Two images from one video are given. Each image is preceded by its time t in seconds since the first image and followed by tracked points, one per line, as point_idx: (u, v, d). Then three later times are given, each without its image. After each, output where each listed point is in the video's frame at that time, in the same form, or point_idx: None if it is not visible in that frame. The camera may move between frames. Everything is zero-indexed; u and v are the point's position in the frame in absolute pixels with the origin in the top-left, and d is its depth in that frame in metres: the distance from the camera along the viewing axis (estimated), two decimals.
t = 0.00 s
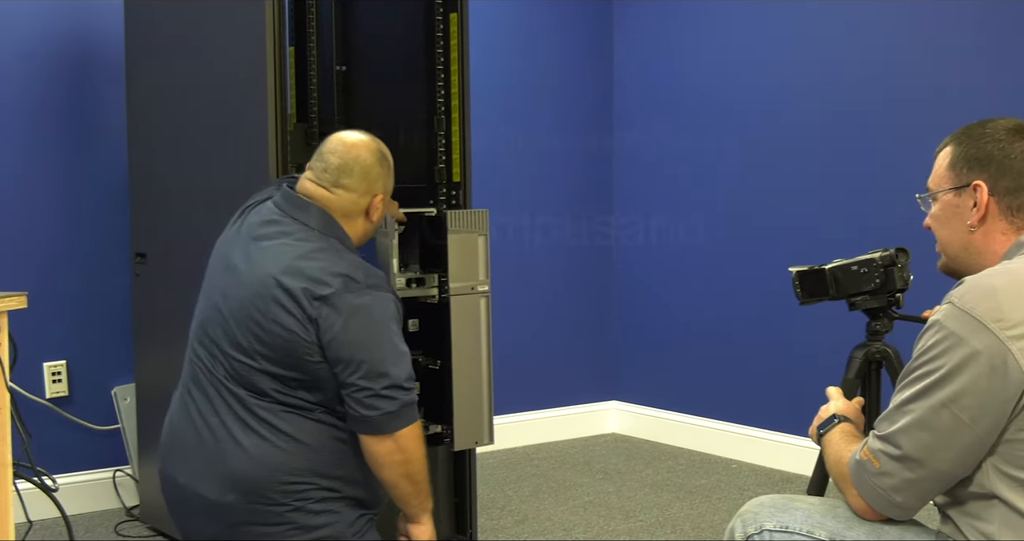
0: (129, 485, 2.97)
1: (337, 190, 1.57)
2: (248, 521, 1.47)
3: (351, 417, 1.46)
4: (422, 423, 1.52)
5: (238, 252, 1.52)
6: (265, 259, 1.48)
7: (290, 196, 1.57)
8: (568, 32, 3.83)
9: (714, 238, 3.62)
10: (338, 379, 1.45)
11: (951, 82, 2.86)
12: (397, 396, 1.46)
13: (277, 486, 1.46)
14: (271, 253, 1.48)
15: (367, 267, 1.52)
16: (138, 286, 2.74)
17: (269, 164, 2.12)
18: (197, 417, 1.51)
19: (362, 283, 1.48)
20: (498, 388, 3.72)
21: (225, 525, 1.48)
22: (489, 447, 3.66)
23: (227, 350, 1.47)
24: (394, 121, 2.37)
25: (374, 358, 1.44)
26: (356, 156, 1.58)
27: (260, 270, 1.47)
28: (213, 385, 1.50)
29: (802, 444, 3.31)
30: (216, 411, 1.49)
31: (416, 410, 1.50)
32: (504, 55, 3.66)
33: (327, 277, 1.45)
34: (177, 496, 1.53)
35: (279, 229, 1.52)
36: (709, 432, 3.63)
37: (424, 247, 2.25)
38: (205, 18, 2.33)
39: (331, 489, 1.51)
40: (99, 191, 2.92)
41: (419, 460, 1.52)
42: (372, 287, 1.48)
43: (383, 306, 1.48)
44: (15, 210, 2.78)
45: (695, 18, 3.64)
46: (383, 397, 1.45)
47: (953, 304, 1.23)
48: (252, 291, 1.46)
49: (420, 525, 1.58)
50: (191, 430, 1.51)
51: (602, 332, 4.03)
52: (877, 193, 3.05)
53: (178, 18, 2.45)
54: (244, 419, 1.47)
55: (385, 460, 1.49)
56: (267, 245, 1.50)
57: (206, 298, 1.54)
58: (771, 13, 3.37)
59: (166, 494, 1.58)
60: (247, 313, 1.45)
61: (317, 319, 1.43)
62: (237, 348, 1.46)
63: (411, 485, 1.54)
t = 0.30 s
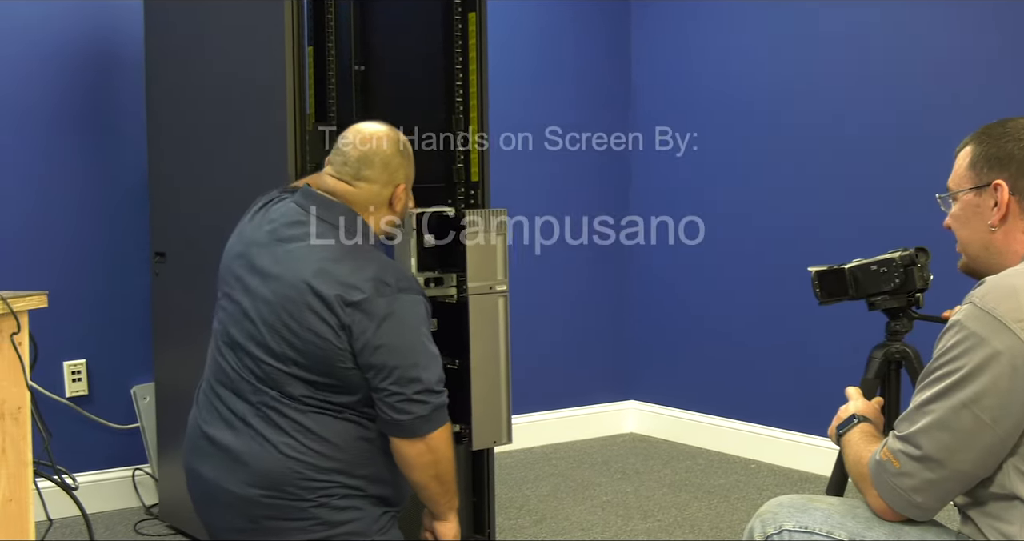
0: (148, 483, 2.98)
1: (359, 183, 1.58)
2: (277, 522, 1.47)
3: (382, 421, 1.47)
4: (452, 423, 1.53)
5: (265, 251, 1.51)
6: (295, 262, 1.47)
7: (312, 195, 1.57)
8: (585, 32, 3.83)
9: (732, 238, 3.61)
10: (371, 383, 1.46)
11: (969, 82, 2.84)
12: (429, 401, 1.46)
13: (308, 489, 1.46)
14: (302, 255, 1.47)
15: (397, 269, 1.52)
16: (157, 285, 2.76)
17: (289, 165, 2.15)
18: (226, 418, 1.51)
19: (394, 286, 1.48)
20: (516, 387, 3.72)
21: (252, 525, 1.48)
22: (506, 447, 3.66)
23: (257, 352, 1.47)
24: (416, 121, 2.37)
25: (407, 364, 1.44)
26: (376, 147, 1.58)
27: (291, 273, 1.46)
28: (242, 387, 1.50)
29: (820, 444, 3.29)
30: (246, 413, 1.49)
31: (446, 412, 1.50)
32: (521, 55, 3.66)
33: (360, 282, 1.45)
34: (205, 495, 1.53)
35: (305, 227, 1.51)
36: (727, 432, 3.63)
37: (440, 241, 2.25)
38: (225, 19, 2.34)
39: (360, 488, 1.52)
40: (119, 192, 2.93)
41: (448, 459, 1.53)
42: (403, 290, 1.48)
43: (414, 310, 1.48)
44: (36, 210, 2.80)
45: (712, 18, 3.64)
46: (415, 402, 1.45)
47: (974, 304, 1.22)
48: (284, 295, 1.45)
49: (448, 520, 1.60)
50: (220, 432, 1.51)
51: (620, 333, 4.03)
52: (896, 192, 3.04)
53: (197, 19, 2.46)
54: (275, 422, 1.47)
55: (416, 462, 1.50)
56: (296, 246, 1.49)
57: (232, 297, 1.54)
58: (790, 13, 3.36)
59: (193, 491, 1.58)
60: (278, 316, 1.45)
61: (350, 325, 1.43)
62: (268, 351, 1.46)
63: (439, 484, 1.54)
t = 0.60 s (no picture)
0: (169, 481, 2.99)
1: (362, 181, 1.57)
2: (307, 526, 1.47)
3: (412, 420, 1.47)
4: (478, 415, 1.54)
5: (284, 254, 1.49)
6: (321, 264, 1.45)
7: (330, 196, 1.56)
8: (607, 33, 3.83)
9: (752, 237, 3.60)
10: (401, 383, 1.46)
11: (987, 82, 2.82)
12: (458, 399, 1.47)
13: (340, 494, 1.46)
14: (327, 257, 1.45)
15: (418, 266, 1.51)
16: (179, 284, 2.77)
17: (309, 169, 2.14)
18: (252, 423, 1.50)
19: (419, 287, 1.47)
20: (536, 387, 3.73)
21: (279, 530, 1.49)
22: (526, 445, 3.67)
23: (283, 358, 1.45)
24: (435, 123, 2.38)
25: (438, 363, 1.45)
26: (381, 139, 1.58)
27: (317, 276, 1.44)
28: (267, 392, 1.48)
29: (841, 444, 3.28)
30: (273, 418, 1.48)
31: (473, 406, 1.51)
32: (541, 55, 3.66)
33: (388, 283, 1.44)
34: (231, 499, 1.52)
35: (327, 228, 1.49)
36: (747, 432, 3.62)
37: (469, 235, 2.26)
38: (246, 19, 2.34)
39: (387, 489, 1.52)
40: (141, 192, 2.94)
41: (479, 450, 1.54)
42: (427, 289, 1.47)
43: (441, 307, 1.48)
44: (59, 210, 2.81)
45: (733, 18, 3.63)
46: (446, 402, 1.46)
47: (998, 303, 1.22)
48: (310, 299, 1.43)
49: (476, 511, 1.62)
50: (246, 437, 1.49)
51: (641, 332, 4.03)
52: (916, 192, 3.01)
53: (220, 20, 2.47)
54: (304, 426, 1.46)
55: (446, 458, 1.51)
56: (319, 247, 1.47)
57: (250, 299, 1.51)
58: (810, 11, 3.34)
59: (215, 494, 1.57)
60: (306, 320, 1.43)
61: (381, 327, 1.42)
62: (295, 356, 1.44)
63: (468, 477, 1.56)
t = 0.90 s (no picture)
0: (190, 479, 3.00)
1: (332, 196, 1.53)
2: (295, 530, 1.44)
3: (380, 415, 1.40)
4: (452, 404, 1.43)
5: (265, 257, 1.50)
6: (285, 262, 1.44)
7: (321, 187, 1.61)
8: (626, 32, 3.82)
9: (771, 236, 3.59)
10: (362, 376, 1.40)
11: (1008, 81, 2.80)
12: (418, 387, 1.38)
13: (316, 495, 1.42)
14: (292, 255, 1.45)
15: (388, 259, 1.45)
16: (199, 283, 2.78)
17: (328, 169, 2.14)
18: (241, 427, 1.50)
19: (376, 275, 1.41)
20: (555, 386, 3.72)
21: None
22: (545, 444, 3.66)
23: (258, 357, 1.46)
24: (453, 123, 2.38)
25: (390, 349, 1.37)
26: (342, 148, 1.52)
27: (280, 274, 1.44)
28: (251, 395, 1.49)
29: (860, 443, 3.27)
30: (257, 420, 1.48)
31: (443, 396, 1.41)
32: (560, 54, 3.65)
33: (339, 270, 1.40)
34: (234, 506, 1.52)
35: (302, 228, 1.49)
36: (767, 431, 3.61)
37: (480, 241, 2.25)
38: (267, 18, 2.35)
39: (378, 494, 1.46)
40: (162, 192, 2.95)
41: (452, 441, 1.43)
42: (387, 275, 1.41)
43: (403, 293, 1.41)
44: (79, 209, 2.82)
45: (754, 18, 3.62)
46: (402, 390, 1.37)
47: (1021, 303, 1.21)
48: (273, 297, 1.43)
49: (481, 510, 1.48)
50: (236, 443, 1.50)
51: (660, 331, 4.02)
52: (937, 191, 2.99)
53: (240, 21, 2.47)
54: (279, 426, 1.44)
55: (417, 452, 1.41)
56: (289, 247, 1.46)
57: (239, 306, 1.53)
58: (830, 10, 3.32)
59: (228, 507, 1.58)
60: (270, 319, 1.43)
61: (331, 315, 1.39)
62: (266, 355, 1.45)
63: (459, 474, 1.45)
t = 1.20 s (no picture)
0: (210, 478, 3.01)
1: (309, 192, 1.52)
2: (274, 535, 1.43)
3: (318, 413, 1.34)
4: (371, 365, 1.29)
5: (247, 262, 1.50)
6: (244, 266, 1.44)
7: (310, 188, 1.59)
8: (646, 33, 3.82)
9: (790, 235, 3.58)
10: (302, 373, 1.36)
11: None
12: (328, 374, 1.28)
13: (278, 498, 1.40)
14: (251, 259, 1.44)
15: (327, 252, 1.38)
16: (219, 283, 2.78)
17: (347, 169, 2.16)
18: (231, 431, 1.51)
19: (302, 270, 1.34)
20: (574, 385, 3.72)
21: None
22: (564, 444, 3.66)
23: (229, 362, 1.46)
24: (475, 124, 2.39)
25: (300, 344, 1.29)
26: (341, 146, 1.51)
27: (239, 279, 1.43)
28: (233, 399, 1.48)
29: (880, 443, 3.25)
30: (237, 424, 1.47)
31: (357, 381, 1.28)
32: (579, 56, 3.65)
33: (268, 267, 1.36)
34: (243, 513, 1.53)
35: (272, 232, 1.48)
36: (786, 431, 3.60)
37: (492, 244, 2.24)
38: (287, 19, 2.35)
39: (350, 496, 1.41)
40: (183, 193, 2.96)
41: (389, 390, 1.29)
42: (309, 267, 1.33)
43: (323, 283, 1.32)
44: (100, 209, 2.84)
45: (772, 17, 3.61)
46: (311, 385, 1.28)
47: None
48: (233, 301, 1.43)
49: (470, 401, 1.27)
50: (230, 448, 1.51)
51: (680, 331, 4.02)
52: (958, 192, 2.97)
53: (260, 22, 2.48)
54: (247, 429, 1.44)
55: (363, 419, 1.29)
56: (252, 252, 1.45)
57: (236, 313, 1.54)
58: (851, 10, 3.30)
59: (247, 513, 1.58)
60: (231, 324, 1.42)
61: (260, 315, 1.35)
62: (233, 358, 1.44)
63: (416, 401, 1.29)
